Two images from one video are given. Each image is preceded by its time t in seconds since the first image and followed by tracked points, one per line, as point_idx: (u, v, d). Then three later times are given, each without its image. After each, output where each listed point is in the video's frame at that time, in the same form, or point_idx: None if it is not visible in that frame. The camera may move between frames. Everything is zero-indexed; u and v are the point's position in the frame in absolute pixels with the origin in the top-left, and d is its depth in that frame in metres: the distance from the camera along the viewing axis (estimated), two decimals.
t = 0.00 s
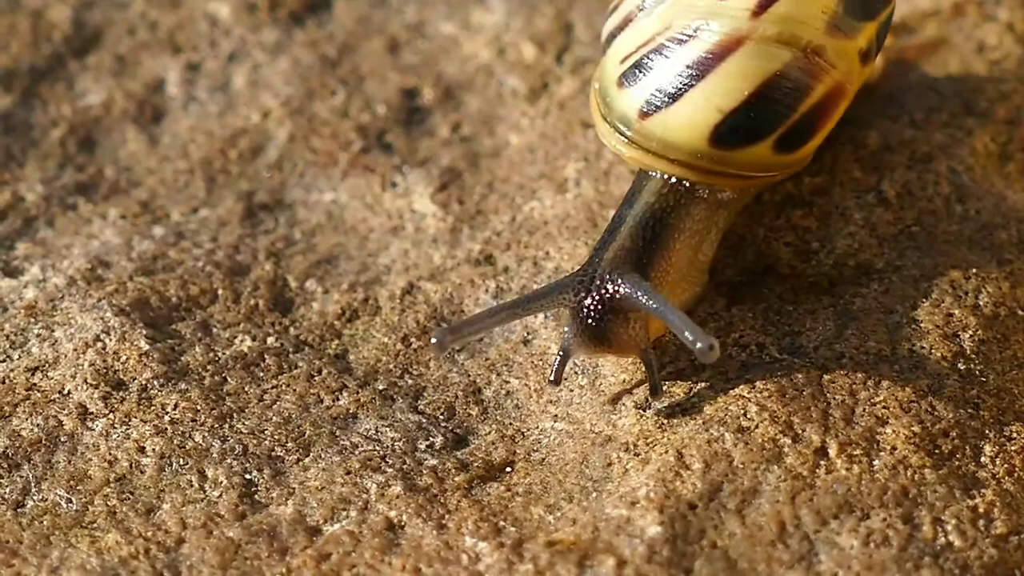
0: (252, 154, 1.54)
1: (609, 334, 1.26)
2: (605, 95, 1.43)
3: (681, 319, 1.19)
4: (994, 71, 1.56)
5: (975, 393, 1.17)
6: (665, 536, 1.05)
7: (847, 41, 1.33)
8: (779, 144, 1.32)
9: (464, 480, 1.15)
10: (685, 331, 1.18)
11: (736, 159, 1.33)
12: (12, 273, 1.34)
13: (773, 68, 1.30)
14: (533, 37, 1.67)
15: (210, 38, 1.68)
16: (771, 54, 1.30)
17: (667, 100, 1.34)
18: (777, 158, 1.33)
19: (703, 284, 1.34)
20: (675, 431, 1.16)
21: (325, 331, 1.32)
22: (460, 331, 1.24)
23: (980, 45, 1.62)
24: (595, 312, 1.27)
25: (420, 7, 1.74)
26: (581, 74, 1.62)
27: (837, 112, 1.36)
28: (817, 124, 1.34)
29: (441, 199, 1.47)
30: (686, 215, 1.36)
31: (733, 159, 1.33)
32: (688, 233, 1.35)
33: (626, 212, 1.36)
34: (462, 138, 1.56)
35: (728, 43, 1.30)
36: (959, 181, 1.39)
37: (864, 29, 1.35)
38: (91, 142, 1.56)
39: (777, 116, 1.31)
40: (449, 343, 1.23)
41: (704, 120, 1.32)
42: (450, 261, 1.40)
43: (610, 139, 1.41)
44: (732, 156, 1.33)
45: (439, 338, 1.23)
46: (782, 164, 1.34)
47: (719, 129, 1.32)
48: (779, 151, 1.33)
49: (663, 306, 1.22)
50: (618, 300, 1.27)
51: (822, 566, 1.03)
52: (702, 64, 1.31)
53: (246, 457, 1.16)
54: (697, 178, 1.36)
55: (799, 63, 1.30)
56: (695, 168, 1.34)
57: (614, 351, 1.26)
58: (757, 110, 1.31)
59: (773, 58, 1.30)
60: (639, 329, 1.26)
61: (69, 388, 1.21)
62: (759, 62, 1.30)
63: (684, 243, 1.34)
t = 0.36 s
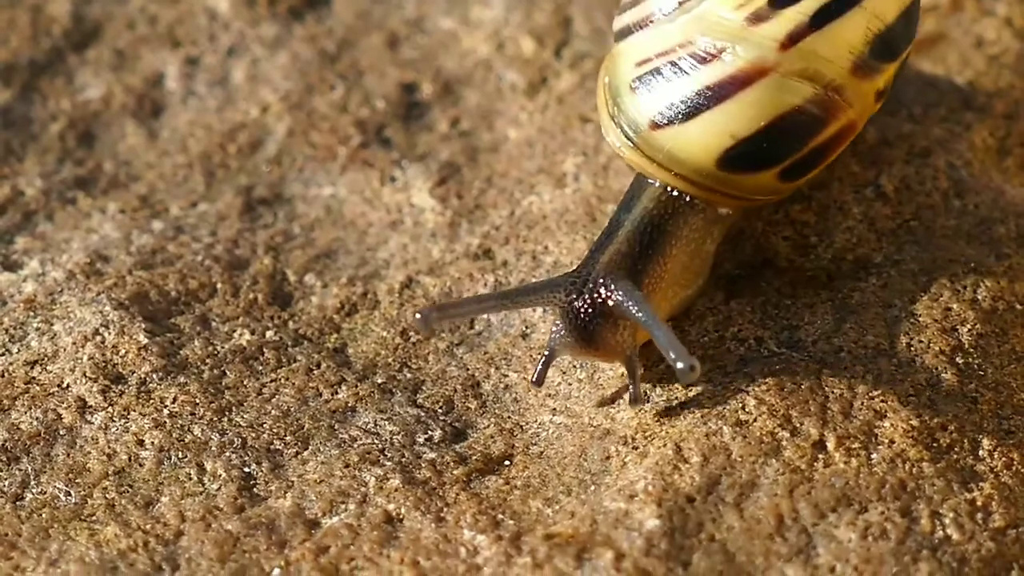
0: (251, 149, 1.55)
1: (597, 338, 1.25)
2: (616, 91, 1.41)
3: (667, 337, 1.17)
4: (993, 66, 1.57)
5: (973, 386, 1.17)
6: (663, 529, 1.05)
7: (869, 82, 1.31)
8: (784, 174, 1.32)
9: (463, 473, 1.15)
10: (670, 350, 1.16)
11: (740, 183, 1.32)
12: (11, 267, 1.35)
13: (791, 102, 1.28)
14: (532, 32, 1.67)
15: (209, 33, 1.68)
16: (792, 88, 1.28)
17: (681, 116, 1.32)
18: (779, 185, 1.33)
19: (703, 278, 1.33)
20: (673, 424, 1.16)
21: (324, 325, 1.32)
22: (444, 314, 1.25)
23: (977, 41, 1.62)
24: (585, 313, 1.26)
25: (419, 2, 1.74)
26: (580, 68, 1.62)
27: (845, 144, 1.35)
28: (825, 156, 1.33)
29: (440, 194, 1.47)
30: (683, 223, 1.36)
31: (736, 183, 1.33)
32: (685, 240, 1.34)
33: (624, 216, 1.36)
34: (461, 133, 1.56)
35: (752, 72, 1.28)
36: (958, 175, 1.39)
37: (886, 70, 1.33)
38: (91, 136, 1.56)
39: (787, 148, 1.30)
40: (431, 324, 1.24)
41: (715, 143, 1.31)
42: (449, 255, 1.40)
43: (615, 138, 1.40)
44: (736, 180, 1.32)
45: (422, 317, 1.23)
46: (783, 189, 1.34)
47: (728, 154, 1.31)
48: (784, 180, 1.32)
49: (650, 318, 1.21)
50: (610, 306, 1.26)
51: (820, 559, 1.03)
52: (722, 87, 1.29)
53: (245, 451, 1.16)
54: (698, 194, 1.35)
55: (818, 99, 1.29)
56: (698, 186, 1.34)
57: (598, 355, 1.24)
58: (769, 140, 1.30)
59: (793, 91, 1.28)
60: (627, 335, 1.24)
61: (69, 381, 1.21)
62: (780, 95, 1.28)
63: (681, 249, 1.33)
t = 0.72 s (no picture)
0: (251, 145, 1.54)
1: (586, 341, 1.25)
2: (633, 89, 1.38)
3: (649, 353, 1.17)
4: (993, 62, 1.56)
5: (972, 382, 1.17)
6: (662, 525, 1.05)
7: (886, 117, 1.30)
8: (790, 198, 1.31)
9: (462, 469, 1.16)
10: (651, 367, 1.16)
11: (744, 201, 1.32)
12: (11, 263, 1.35)
13: (808, 132, 1.27)
14: (532, 27, 1.67)
15: (209, 28, 1.68)
16: (812, 117, 1.26)
17: (696, 129, 1.30)
18: (782, 206, 1.33)
19: (703, 273, 1.33)
20: (673, 421, 1.16)
21: (323, 321, 1.32)
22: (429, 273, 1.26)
23: (978, 36, 1.61)
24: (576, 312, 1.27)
25: None
26: (580, 64, 1.62)
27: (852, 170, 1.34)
28: (830, 183, 1.32)
29: (439, 189, 1.47)
30: (682, 230, 1.35)
31: (741, 201, 1.32)
32: (684, 246, 1.34)
33: (624, 217, 1.35)
34: (461, 129, 1.56)
35: (775, 99, 1.26)
36: (958, 171, 1.39)
37: (903, 107, 1.32)
38: (90, 131, 1.56)
39: (798, 175, 1.29)
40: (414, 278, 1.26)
41: (726, 161, 1.30)
42: (449, 250, 1.39)
43: (626, 136, 1.38)
44: (741, 199, 1.32)
45: (407, 270, 1.25)
46: (785, 209, 1.34)
47: (737, 173, 1.30)
48: (787, 202, 1.32)
49: (637, 329, 1.20)
50: (600, 310, 1.27)
51: (819, 555, 1.03)
52: (744, 108, 1.27)
53: (244, 447, 1.16)
54: (701, 206, 1.35)
55: (835, 131, 1.27)
56: (702, 199, 1.33)
57: (585, 358, 1.25)
58: (782, 165, 1.29)
59: (812, 121, 1.26)
60: (616, 341, 1.25)
61: (67, 377, 1.21)
62: (798, 124, 1.26)
63: (679, 255, 1.33)
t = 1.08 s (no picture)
0: (251, 140, 1.55)
1: (564, 349, 1.24)
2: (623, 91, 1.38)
3: (609, 370, 1.14)
4: (993, 58, 1.56)
5: (972, 377, 1.17)
6: (661, 520, 1.05)
7: (876, 120, 1.30)
8: (780, 200, 1.31)
9: (461, 464, 1.16)
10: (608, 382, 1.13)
11: (735, 204, 1.32)
12: (11, 258, 1.35)
13: (798, 134, 1.27)
14: (532, 23, 1.67)
15: (209, 24, 1.68)
16: (802, 119, 1.26)
17: (686, 131, 1.30)
18: (773, 208, 1.32)
19: (705, 268, 1.33)
20: (672, 416, 1.16)
21: (323, 316, 1.33)
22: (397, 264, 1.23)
23: (978, 32, 1.61)
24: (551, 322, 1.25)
25: None
26: (580, 60, 1.62)
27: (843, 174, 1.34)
28: (822, 186, 1.32)
29: (439, 184, 1.47)
30: (672, 233, 1.34)
31: (732, 203, 1.32)
32: (675, 249, 1.33)
33: (613, 221, 1.35)
34: (461, 125, 1.56)
35: (765, 100, 1.26)
36: (958, 166, 1.39)
37: (893, 110, 1.32)
38: (91, 127, 1.56)
39: (788, 177, 1.29)
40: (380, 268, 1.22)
41: (717, 163, 1.29)
42: (449, 246, 1.39)
43: (616, 139, 1.38)
44: (731, 201, 1.31)
45: (375, 259, 1.21)
46: (776, 212, 1.34)
47: (728, 176, 1.29)
48: (778, 205, 1.32)
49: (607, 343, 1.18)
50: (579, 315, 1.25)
51: (818, 550, 1.03)
52: (733, 110, 1.27)
53: (243, 442, 1.17)
54: (692, 209, 1.34)
55: (826, 132, 1.27)
56: (692, 201, 1.33)
57: (567, 364, 1.24)
58: (772, 167, 1.28)
59: (802, 123, 1.26)
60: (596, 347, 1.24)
61: (68, 372, 1.21)
62: (789, 125, 1.26)
63: (670, 257, 1.32)
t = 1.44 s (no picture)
0: (255, 134, 1.55)
1: (546, 345, 1.26)
2: (609, 96, 1.39)
3: (574, 362, 1.19)
4: (995, 53, 1.57)
5: (975, 371, 1.17)
6: (665, 512, 1.06)
7: (861, 111, 1.30)
8: (770, 196, 1.31)
9: (465, 456, 1.16)
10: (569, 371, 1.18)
11: (725, 201, 1.32)
12: (15, 251, 1.35)
13: (783, 128, 1.27)
14: (535, 18, 1.67)
15: (213, 18, 1.68)
16: (785, 113, 1.27)
17: (672, 132, 1.31)
18: (764, 205, 1.32)
19: (707, 264, 1.33)
20: (676, 408, 1.16)
21: (327, 309, 1.33)
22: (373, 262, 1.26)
23: (980, 28, 1.61)
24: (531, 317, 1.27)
25: None
26: (584, 54, 1.62)
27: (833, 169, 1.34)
28: (811, 181, 1.32)
29: (443, 178, 1.48)
30: (664, 233, 1.34)
31: (721, 201, 1.31)
32: (667, 248, 1.33)
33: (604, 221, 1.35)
34: (464, 119, 1.57)
35: (747, 96, 1.27)
36: (960, 161, 1.39)
37: (880, 100, 1.33)
38: (95, 121, 1.56)
39: (776, 172, 1.29)
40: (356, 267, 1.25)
41: (705, 161, 1.30)
42: (453, 240, 1.39)
43: (603, 144, 1.39)
44: (721, 199, 1.31)
45: (351, 259, 1.25)
46: (767, 209, 1.34)
47: (717, 173, 1.30)
48: (769, 201, 1.32)
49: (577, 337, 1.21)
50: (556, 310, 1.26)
51: (821, 542, 1.03)
52: (716, 108, 1.28)
53: (247, 434, 1.17)
54: (682, 209, 1.34)
55: (811, 126, 1.28)
56: (683, 201, 1.33)
57: (546, 362, 1.26)
58: (759, 163, 1.29)
59: (786, 117, 1.27)
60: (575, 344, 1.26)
61: (72, 364, 1.21)
62: (773, 120, 1.27)
63: (661, 256, 1.32)
